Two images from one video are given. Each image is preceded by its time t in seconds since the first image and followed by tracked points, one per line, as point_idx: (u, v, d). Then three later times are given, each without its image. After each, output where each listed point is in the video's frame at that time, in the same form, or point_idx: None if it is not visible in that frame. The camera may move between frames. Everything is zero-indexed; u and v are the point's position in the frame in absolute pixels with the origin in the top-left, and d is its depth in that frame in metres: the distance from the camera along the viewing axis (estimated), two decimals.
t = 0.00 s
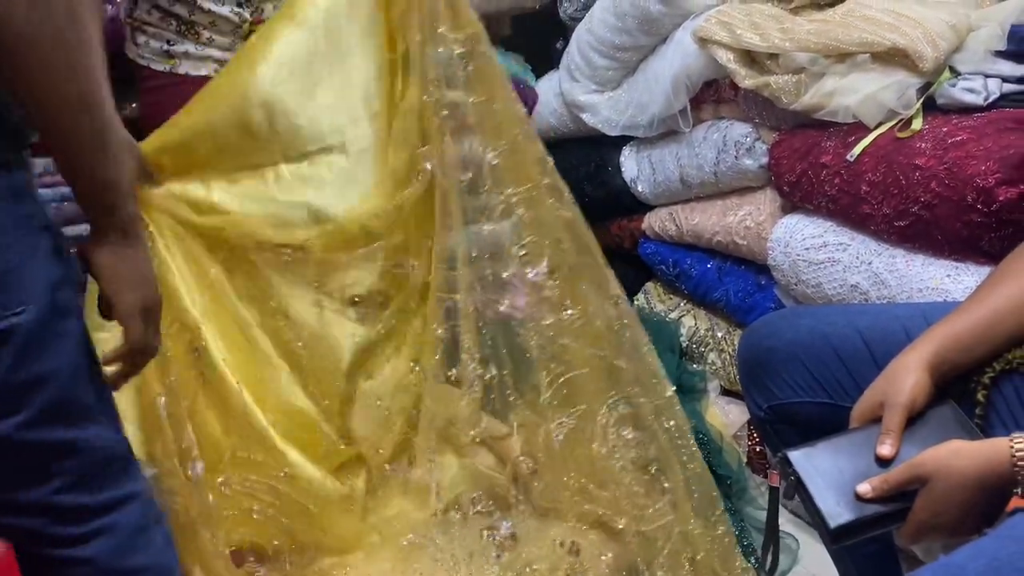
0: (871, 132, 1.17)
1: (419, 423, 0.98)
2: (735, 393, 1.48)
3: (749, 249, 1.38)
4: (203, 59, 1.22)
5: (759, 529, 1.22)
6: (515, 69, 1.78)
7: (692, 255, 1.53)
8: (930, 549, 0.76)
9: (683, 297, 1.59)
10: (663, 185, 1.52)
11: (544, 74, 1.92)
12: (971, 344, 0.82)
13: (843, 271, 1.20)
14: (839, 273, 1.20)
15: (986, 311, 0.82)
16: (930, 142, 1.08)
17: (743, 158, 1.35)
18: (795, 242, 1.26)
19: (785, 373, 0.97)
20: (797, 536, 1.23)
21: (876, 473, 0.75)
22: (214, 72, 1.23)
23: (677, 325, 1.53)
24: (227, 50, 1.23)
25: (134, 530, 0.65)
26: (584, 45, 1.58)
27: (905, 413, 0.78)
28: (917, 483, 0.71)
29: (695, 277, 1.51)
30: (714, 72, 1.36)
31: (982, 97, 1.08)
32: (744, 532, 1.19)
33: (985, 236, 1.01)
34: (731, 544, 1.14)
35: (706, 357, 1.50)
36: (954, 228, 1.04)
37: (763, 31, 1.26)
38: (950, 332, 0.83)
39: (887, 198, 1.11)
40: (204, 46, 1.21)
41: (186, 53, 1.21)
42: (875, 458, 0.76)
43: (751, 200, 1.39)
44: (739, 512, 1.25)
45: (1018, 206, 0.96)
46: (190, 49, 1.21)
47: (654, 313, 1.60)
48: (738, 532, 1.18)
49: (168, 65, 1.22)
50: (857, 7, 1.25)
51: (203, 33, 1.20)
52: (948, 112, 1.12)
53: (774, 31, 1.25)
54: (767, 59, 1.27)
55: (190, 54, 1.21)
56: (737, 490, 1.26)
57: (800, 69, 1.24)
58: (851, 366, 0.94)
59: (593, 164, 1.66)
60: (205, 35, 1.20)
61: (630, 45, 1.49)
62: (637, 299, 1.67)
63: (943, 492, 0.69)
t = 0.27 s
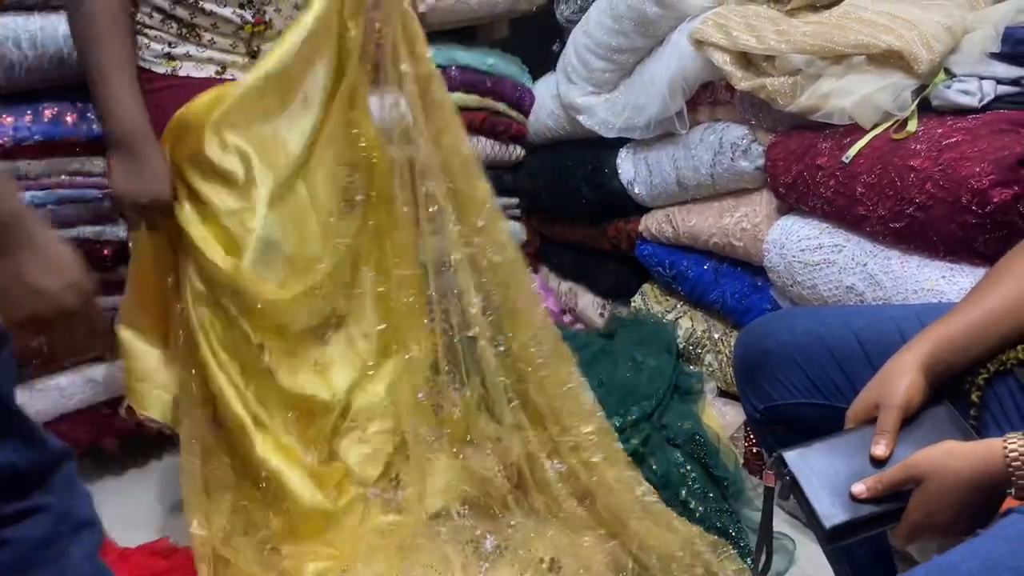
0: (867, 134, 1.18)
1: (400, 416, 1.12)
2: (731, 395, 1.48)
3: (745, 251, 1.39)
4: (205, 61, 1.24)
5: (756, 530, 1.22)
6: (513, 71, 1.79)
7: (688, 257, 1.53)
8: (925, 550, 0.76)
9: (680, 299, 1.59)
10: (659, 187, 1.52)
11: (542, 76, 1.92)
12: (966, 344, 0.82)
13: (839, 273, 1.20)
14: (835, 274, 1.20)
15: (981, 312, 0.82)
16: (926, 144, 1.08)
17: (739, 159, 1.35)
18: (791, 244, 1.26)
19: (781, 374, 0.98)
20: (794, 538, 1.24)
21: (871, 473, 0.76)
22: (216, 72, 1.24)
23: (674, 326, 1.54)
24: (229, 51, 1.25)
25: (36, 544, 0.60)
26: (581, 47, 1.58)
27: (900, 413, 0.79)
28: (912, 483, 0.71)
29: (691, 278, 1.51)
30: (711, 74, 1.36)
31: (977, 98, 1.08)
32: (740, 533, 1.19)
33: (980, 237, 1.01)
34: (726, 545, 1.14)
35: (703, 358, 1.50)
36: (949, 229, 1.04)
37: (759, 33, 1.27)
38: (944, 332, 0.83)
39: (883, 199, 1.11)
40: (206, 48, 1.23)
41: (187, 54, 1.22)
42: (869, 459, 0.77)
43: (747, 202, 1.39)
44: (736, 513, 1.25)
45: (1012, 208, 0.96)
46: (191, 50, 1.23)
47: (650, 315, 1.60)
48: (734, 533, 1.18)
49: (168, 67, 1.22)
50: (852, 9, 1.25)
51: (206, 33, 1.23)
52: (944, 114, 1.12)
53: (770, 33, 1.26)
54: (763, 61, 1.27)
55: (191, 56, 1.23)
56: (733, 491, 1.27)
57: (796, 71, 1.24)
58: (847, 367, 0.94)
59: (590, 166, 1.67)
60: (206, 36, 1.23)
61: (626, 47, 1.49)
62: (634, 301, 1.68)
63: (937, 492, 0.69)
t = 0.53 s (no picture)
0: (868, 134, 1.17)
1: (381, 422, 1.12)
2: (732, 396, 1.48)
3: (746, 252, 1.38)
4: (205, 61, 1.23)
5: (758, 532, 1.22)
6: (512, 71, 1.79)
7: (689, 258, 1.52)
8: (929, 553, 0.76)
9: (680, 300, 1.59)
10: (660, 187, 1.52)
11: (542, 77, 1.92)
12: (970, 344, 0.82)
13: (841, 273, 1.19)
14: (837, 275, 1.20)
15: (986, 312, 0.82)
16: (928, 144, 1.07)
17: (740, 160, 1.35)
18: (792, 244, 1.26)
19: (784, 375, 0.97)
20: (796, 539, 1.23)
21: (874, 475, 0.75)
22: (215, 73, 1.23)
23: (675, 328, 1.53)
24: (229, 52, 1.24)
25: None
26: (581, 47, 1.58)
27: (904, 415, 0.78)
28: (916, 485, 0.71)
29: (692, 279, 1.51)
30: (711, 74, 1.36)
31: (978, 99, 1.07)
32: (742, 535, 1.19)
33: (982, 238, 1.01)
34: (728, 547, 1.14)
35: (704, 360, 1.50)
36: (952, 230, 1.04)
37: (760, 33, 1.26)
38: (949, 333, 0.82)
39: (885, 200, 1.11)
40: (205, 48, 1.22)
41: (187, 55, 1.22)
42: (873, 461, 0.76)
43: (748, 202, 1.38)
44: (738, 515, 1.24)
45: (1015, 208, 0.96)
46: (190, 51, 1.22)
47: (651, 316, 1.60)
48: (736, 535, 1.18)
49: (168, 67, 1.22)
50: (853, 9, 1.25)
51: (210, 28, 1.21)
52: (946, 114, 1.12)
53: (771, 33, 1.25)
54: (764, 61, 1.27)
55: (191, 56, 1.22)
56: (735, 493, 1.26)
57: (797, 71, 1.24)
58: (850, 368, 0.94)
59: (590, 167, 1.66)
60: (205, 38, 1.22)
61: (626, 47, 1.49)
62: (635, 302, 1.67)
63: (942, 494, 0.69)
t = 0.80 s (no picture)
0: (869, 134, 1.17)
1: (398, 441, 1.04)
2: (732, 396, 1.47)
3: (746, 252, 1.38)
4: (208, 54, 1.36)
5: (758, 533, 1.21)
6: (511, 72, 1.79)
7: (689, 258, 1.52)
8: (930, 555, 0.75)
9: (681, 300, 1.59)
10: (660, 187, 1.52)
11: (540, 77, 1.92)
12: (972, 344, 0.81)
13: (842, 273, 1.19)
14: (837, 275, 1.20)
15: (987, 312, 0.81)
16: (929, 143, 1.07)
17: (740, 160, 1.34)
18: (792, 245, 1.25)
19: (784, 376, 0.97)
20: (797, 540, 1.23)
21: (876, 477, 0.75)
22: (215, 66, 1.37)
23: (675, 328, 1.53)
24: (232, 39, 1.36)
25: None
26: (581, 47, 1.57)
27: (906, 416, 0.78)
28: (918, 487, 0.70)
29: (692, 279, 1.50)
30: (711, 74, 1.36)
31: (980, 98, 1.07)
32: (743, 535, 1.19)
33: (983, 238, 1.01)
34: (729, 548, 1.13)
35: (704, 360, 1.50)
36: (953, 230, 1.03)
37: (760, 33, 1.26)
38: (951, 333, 0.82)
39: (886, 200, 1.11)
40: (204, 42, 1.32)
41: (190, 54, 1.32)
42: (875, 462, 0.76)
43: (748, 202, 1.38)
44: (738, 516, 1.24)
45: (1016, 208, 0.95)
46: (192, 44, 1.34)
47: (651, 316, 1.60)
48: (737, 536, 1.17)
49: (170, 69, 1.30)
50: (853, 9, 1.25)
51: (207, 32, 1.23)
52: (946, 114, 1.11)
53: (771, 33, 1.25)
54: (764, 61, 1.27)
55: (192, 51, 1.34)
56: (735, 493, 1.26)
57: (797, 71, 1.23)
58: (851, 369, 0.93)
59: (590, 167, 1.66)
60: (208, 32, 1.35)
61: (626, 47, 1.49)
62: (635, 303, 1.67)
63: (944, 495, 0.68)
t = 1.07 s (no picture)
0: (868, 133, 1.17)
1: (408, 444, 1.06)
2: (731, 396, 1.47)
3: (746, 251, 1.38)
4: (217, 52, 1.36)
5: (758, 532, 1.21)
6: (509, 71, 1.79)
7: (688, 257, 1.52)
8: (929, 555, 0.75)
9: (680, 300, 1.58)
10: (659, 186, 1.51)
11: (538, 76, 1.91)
12: (971, 344, 0.81)
13: (841, 273, 1.19)
14: (837, 275, 1.19)
15: (986, 311, 0.81)
16: (928, 142, 1.07)
17: (739, 159, 1.34)
18: (791, 244, 1.25)
19: (783, 376, 0.97)
20: (796, 539, 1.23)
21: (875, 478, 0.75)
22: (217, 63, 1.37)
23: (674, 327, 1.53)
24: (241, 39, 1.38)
25: None
26: (580, 46, 1.57)
27: (905, 416, 0.77)
28: (916, 488, 0.70)
29: (691, 279, 1.50)
30: (710, 72, 1.35)
31: (979, 97, 1.07)
32: (742, 535, 1.18)
33: (982, 237, 1.01)
34: (728, 547, 1.13)
35: (703, 359, 1.50)
36: (952, 228, 1.03)
37: (758, 32, 1.26)
38: (950, 332, 0.82)
39: (885, 199, 1.10)
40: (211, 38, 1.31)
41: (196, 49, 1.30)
42: (873, 463, 0.76)
43: (747, 202, 1.38)
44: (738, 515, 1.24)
45: (1015, 207, 0.95)
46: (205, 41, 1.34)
47: (650, 316, 1.60)
48: (736, 535, 1.17)
49: (162, 66, 1.19)
50: (852, 6, 1.24)
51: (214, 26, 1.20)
52: (945, 113, 1.11)
53: (770, 32, 1.25)
54: (763, 60, 1.26)
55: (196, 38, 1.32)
56: (735, 493, 1.25)
57: (796, 69, 1.23)
58: (850, 369, 0.93)
59: (589, 166, 1.66)
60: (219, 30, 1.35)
61: (624, 46, 1.48)
62: (634, 302, 1.67)
63: (943, 496, 0.68)
